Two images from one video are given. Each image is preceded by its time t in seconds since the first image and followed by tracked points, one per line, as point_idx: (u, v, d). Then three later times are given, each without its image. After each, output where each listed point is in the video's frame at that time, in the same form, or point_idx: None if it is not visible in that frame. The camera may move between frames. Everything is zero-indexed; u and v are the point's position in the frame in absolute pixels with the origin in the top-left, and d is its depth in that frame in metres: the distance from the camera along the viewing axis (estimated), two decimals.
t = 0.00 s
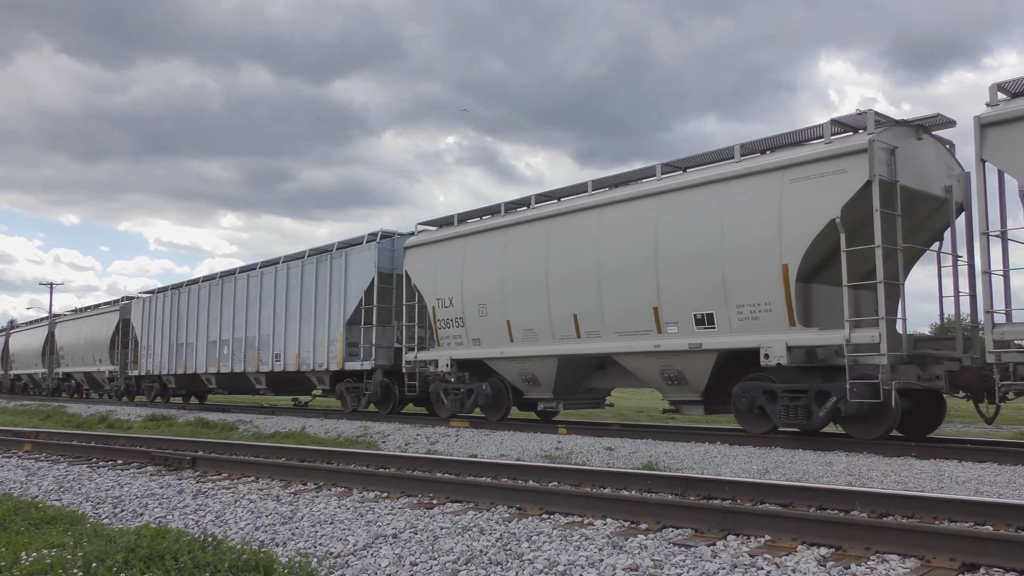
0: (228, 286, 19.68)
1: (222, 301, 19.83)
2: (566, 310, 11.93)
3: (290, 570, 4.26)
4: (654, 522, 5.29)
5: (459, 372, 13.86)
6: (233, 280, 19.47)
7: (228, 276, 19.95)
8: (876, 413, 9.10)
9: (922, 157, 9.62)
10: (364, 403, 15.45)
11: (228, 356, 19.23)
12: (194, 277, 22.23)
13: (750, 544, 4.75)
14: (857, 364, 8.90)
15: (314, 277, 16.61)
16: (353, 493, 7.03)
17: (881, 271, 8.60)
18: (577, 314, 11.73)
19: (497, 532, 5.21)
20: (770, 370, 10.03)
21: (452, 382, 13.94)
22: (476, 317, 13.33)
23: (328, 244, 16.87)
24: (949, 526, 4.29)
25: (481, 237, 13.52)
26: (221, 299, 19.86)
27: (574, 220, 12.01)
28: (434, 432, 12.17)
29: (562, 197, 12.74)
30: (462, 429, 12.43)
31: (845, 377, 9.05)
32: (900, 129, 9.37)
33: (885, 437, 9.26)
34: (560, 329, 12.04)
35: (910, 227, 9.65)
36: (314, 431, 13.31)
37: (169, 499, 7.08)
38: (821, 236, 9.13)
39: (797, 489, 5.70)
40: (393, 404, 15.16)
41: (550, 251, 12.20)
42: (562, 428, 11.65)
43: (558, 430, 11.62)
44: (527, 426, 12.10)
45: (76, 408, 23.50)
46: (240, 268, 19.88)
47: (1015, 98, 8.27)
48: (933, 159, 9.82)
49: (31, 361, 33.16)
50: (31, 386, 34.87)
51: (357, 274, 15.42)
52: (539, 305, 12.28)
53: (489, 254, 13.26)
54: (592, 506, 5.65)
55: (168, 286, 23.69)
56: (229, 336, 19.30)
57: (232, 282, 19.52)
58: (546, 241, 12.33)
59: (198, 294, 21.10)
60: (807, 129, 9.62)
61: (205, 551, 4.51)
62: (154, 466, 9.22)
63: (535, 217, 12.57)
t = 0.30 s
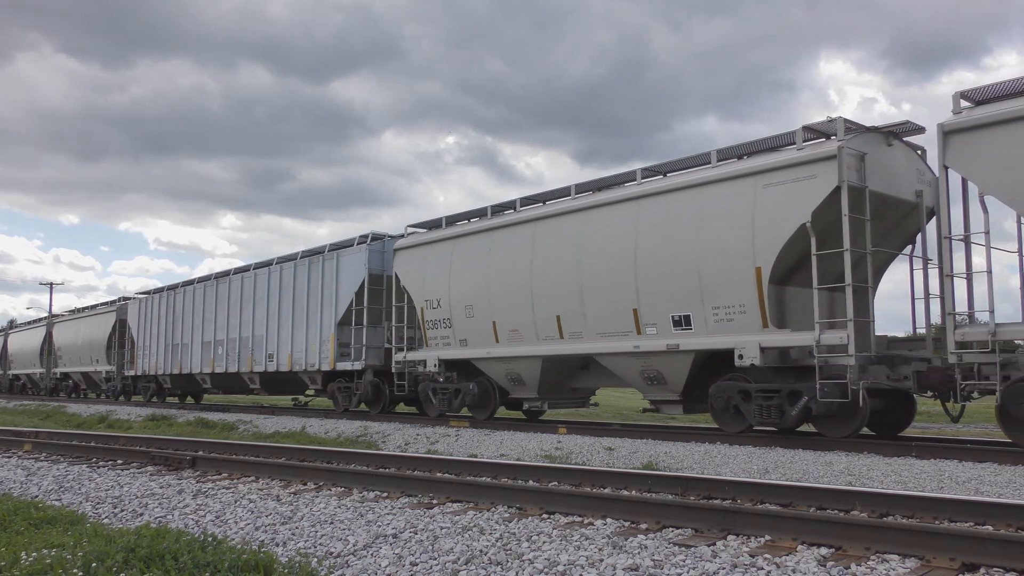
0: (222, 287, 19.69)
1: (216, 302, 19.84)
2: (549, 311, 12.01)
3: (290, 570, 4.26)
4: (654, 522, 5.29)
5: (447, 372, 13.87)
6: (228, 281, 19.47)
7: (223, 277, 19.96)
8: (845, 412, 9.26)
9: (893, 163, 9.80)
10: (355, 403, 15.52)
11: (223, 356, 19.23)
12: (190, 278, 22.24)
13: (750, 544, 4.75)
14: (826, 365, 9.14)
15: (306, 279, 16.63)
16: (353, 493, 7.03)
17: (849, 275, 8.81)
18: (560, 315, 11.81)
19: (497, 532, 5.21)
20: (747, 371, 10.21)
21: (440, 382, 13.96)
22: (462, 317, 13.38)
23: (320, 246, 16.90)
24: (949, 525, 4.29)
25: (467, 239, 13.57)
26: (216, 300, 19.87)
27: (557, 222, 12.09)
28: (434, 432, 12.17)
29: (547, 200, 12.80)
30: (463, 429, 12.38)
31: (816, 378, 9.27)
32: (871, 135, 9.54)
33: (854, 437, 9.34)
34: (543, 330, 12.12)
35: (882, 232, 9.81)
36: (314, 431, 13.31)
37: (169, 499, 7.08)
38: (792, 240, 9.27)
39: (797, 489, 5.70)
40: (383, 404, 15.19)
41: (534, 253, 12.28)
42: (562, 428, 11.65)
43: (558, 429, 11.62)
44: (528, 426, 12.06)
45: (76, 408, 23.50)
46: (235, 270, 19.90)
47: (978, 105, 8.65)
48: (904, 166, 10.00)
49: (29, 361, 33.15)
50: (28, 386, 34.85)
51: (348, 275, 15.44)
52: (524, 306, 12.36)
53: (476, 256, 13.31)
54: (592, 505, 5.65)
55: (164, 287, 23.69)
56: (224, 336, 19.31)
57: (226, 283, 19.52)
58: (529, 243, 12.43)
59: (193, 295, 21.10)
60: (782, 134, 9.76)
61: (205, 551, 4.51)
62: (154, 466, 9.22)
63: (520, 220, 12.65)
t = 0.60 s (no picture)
0: (217, 288, 19.69)
1: (211, 303, 19.84)
2: (533, 313, 12.07)
3: (290, 570, 4.26)
4: (654, 522, 5.29)
5: (435, 372, 13.89)
6: (222, 282, 19.46)
7: (217, 278, 19.96)
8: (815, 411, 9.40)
9: (865, 168, 10.01)
10: (345, 403, 15.52)
11: (218, 357, 19.22)
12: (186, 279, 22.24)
13: (750, 544, 4.75)
14: (797, 366, 9.32)
15: (298, 280, 16.64)
16: (353, 493, 7.02)
17: (819, 278, 9.01)
18: (544, 316, 11.87)
19: (497, 532, 5.21)
20: (725, 371, 10.33)
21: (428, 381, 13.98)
22: (449, 318, 13.42)
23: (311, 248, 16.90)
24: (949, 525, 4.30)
25: (454, 241, 13.62)
26: (210, 300, 19.87)
27: (542, 225, 12.17)
28: (434, 432, 12.17)
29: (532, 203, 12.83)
30: (462, 429, 12.33)
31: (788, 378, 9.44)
32: (843, 141, 9.74)
33: (825, 433, 9.48)
34: (528, 331, 12.17)
35: (853, 236, 9.99)
36: (314, 432, 13.30)
37: (169, 499, 7.08)
38: (765, 243, 9.44)
39: (797, 489, 5.70)
40: (374, 403, 15.17)
41: (519, 255, 12.35)
42: (562, 428, 11.62)
43: (558, 430, 11.59)
44: (528, 426, 12.03)
45: (76, 408, 23.50)
46: (229, 270, 19.90)
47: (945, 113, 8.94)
48: (876, 172, 10.20)
49: (27, 361, 33.14)
50: (27, 386, 34.80)
51: (339, 276, 15.46)
52: (509, 307, 12.42)
53: (462, 258, 13.36)
54: (591, 505, 5.65)
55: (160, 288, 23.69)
56: (218, 337, 19.29)
57: (220, 284, 19.52)
58: (513, 245, 12.53)
59: (188, 296, 21.10)
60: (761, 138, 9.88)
61: (204, 552, 4.50)
62: (153, 466, 9.21)
63: (505, 223, 12.72)
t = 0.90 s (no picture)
0: (211, 288, 19.70)
1: (206, 303, 19.84)
2: (519, 314, 12.07)
3: (290, 570, 4.26)
4: (654, 522, 5.29)
5: (423, 371, 13.88)
6: (216, 283, 19.47)
7: (212, 278, 19.96)
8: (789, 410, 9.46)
9: (839, 174, 10.04)
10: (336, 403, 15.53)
11: (213, 357, 19.22)
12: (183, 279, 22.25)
13: (750, 544, 4.75)
14: (772, 366, 9.37)
15: (290, 281, 16.65)
16: (353, 493, 7.03)
17: (791, 280, 9.08)
18: (529, 317, 11.87)
19: (497, 532, 5.21)
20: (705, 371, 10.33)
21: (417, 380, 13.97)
22: (437, 319, 13.42)
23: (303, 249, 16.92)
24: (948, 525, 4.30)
25: (442, 244, 13.65)
26: (205, 301, 19.87)
27: (526, 228, 12.19)
28: (435, 432, 12.17)
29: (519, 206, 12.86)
30: (462, 429, 12.30)
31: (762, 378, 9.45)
32: (816, 147, 9.77)
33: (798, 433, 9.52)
34: (514, 331, 12.17)
35: (828, 239, 10.02)
36: (314, 432, 13.29)
37: (169, 499, 7.07)
38: (740, 246, 9.48)
39: (797, 489, 5.70)
40: (365, 403, 15.20)
41: (505, 257, 12.37)
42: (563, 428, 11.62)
43: (558, 430, 11.59)
44: (528, 426, 12.02)
45: (76, 408, 23.50)
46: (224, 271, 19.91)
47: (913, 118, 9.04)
48: (850, 176, 10.22)
49: (25, 362, 33.14)
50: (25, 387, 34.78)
51: (331, 278, 15.47)
52: (494, 309, 12.42)
53: (450, 259, 13.38)
54: (591, 505, 5.65)
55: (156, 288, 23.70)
56: (213, 337, 19.30)
57: (215, 285, 19.52)
58: (498, 248, 12.55)
59: (184, 296, 21.10)
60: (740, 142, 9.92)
61: (205, 551, 4.51)
62: (153, 466, 9.21)
63: (490, 226, 12.75)
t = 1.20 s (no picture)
0: (206, 289, 19.69)
1: (201, 304, 19.84)
2: (504, 315, 12.08)
3: (290, 570, 4.25)
4: (654, 522, 5.29)
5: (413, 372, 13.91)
6: (211, 284, 19.47)
7: (208, 279, 19.96)
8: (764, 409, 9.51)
9: (814, 180, 10.05)
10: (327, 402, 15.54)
11: (208, 357, 19.21)
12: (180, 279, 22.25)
13: (750, 544, 4.75)
14: (748, 367, 9.42)
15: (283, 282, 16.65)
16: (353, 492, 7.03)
17: (764, 284, 9.12)
18: (514, 318, 11.88)
19: (497, 532, 5.21)
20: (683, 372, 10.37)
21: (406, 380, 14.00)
22: (426, 319, 13.43)
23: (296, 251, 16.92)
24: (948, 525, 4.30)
25: (430, 245, 13.66)
26: (200, 301, 19.86)
27: (511, 231, 12.20)
28: (435, 432, 12.17)
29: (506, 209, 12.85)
30: (461, 429, 12.29)
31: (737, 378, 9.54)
32: (790, 154, 9.80)
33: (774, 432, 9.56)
34: (499, 332, 12.17)
35: (803, 243, 10.04)
36: (314, 431, 13.29)
37: (168, 499, 7.07)
38: (716, 249, 9.49)
39: (797, 489, 5.71)
40: (356, 403, 15.21)
41: (490, 260, 12.38)
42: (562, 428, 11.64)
43: (558, 430, 11.59)
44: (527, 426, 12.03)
45: (76, 408, 23.49)
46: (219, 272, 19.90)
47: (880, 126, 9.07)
48: (825, 181, 10.23)
49: (24, 361, 33.11)
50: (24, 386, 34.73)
51: (323, 279, 15.47)
52: (480, 310, 12.43)
53: (438, 261, 13.38)
54: (590, 505, 5.65)
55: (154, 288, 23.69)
56: (208, 337, 19.29)
57: (210, 285, 19.52)
58: (483, 251, 12.56)
59: (180, 296, 21.09)
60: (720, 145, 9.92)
61: (205, 551, 4.51)
62: (153, 466, 9.21)
63: (476, 228, 12.76)
